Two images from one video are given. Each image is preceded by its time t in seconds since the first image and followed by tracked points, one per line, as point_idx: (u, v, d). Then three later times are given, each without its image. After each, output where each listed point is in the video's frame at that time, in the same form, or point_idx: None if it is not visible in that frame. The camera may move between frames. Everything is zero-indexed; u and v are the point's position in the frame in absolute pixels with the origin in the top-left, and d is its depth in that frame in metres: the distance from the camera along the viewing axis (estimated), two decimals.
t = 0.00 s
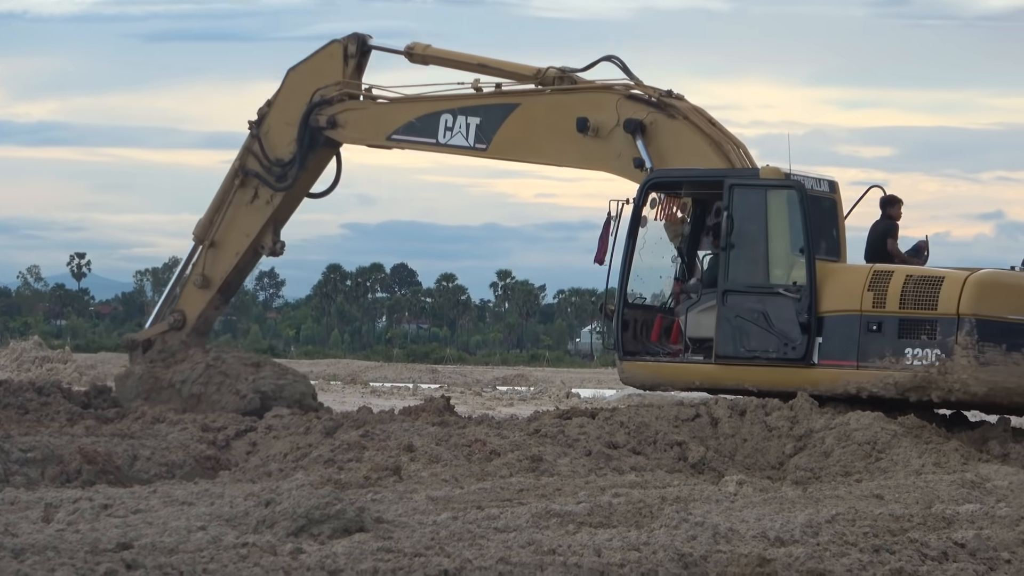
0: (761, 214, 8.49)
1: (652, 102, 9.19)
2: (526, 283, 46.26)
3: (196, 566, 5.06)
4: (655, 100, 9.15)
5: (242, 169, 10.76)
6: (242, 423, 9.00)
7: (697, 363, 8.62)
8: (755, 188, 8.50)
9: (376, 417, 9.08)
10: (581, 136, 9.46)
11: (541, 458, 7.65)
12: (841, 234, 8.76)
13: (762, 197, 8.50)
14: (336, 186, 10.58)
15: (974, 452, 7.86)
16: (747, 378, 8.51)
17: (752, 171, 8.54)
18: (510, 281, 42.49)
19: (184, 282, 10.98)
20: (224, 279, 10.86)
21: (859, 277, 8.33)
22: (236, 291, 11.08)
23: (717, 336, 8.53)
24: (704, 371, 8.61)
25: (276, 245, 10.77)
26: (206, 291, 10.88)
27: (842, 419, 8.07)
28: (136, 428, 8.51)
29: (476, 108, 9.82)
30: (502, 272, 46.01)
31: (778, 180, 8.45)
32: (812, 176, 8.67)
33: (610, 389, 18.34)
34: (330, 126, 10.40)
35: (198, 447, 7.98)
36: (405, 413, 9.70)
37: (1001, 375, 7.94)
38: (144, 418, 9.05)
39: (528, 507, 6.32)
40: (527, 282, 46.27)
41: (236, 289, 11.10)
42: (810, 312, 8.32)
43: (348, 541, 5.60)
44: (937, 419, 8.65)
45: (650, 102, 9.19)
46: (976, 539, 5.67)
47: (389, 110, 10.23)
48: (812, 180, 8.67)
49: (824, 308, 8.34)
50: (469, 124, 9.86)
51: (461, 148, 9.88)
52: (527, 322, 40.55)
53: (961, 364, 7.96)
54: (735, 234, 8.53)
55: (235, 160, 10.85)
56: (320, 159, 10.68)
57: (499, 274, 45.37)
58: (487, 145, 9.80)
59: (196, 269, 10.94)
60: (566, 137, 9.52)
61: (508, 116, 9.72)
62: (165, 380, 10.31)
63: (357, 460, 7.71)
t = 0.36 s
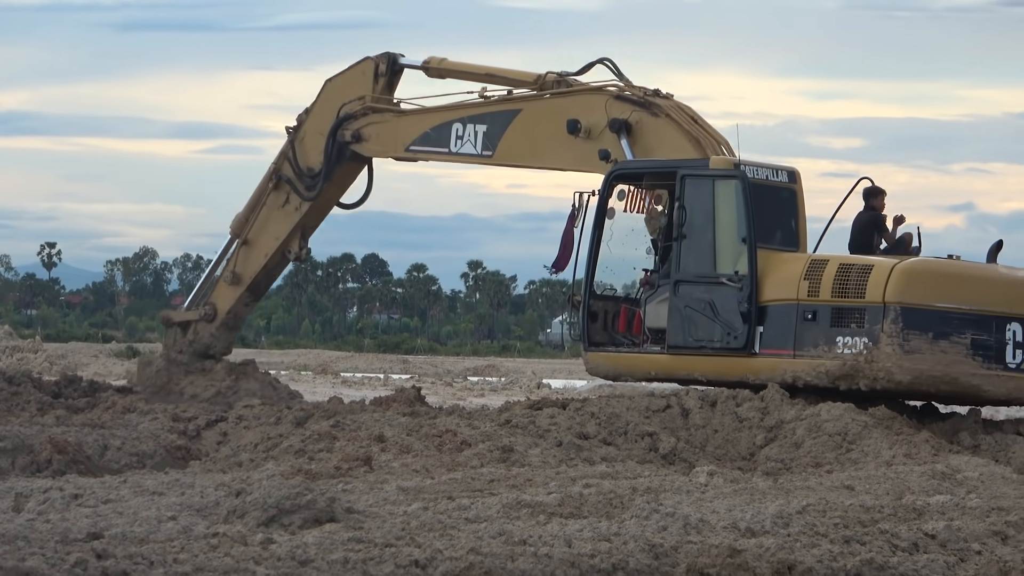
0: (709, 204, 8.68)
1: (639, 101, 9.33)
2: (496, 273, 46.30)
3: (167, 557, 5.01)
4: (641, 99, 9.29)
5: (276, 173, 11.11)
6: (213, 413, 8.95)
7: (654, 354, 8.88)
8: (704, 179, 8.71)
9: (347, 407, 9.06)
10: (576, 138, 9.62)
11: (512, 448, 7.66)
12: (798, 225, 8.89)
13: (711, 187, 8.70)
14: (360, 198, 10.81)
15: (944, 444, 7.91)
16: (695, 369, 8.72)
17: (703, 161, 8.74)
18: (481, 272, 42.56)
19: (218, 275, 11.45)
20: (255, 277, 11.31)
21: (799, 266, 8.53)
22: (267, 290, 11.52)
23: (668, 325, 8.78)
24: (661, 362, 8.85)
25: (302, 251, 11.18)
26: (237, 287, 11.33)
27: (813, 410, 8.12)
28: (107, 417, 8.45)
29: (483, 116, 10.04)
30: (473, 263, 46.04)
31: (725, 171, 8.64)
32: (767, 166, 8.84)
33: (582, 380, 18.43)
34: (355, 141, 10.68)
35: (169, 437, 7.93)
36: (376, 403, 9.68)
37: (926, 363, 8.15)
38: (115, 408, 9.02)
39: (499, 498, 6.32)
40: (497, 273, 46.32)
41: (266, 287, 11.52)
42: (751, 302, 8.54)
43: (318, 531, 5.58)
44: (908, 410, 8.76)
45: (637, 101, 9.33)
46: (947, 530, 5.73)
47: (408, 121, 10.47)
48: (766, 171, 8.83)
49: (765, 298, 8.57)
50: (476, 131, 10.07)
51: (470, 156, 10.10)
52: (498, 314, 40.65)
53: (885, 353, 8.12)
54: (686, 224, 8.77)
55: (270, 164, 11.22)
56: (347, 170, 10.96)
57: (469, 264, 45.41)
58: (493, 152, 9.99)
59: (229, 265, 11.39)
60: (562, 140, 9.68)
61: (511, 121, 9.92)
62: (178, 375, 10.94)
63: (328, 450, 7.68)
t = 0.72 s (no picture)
0: (675, 195, 8.76)
1: (624, 97, 9.41)
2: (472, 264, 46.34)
3: (144, 548, 4.98)
4: (627, 96, 9.38)
5: (285, 170, 11.22)
6: (189, 404, 8.91)
7: (624, 345, 8.99)
8: (670, 170, 8.78)
9: (324, 397, 9.04)
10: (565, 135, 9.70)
11: (488, 439, 7.65)
12: (769, 215, 8.93)
13: (677, 178, 8.76)
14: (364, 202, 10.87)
15: (921, 434, 7.97)
16: (662, 359, 8.81)
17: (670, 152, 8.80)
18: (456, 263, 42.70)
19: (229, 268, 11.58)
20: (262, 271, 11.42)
21: (763, 256, 8.56)
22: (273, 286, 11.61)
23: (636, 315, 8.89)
24: (631, 353, 8.96)
25: (307, 249, 11.27)
26: (244, 280, 11.45)
27: (790, 401, 8.17)
28: (83, 408, 8.41)
29: (477, 116, 10.12)
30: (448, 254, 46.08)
31: (689, 162, 8.68)
32: (737, 157, 8.86)
33: (558, 371, 18.51)
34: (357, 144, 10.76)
35: (146, 428, 7.89)
36: (352, 394, 9.66)
37: (880, 352, 8.15)
38: (91, 399, 8.97)
39: (475, 488, 6.32)
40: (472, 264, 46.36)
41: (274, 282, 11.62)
42: (714, 292, 8.59)
43: (295, 522, 5.56)
44: (885, 402, 8.80)
45: (622, 97, 9.41)
46: (924, 521, 5.77)
47: (409, 123, 10.55)
48: (735, 161, 8.85)
49: (728, 287, 8.63)
50: (471, 131, 10.15)
51: (465, 156, 10.17)
52: (474, 304, 40.96)
53: (839, 342, 8.13)
54: (654, 214, 8.87)
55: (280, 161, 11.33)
56: (352, 173, 11.03)
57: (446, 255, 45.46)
58: (486, 151, 10.06)
59: (238, 259, 11.51)
60: (552, 138, 9.76)
61: (504, 120, 10.00)
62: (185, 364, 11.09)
63: (305, 441, 7.66)
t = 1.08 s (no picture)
0: (651, 187, 8.80)
1: (605, 91, 9.42)
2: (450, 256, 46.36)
3: (122, 540, 4.95)
4: (608, 89, 9.39)
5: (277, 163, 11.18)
6: (167, 395, 8.88)
7: (602, 337, 9.04)
8: (647, 161, 8.82)
9: (303, 389, 9.02)
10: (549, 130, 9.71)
11: (467, 431, 7.66)
12: (746, 207, 8.95)
13: (653, 170, 8.81)
14: (353, 199, 10.83)
15: (899, 426, 8.02)
16: (637, 350, 8.86)
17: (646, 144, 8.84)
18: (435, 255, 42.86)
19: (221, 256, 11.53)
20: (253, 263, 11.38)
21: (736, 247, 8.59)
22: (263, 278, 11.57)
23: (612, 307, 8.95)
24: (608, 345, 9.00)
25: (296, 243, 11.23)
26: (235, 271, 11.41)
27: (769, 392, 8.21)
28: (62, 400, 8.36)
29: (464, 112, 10.12)
30: (427, 247, 46.12)
31: (664, 154, 8.71)
32: (713, 149, 8.89)
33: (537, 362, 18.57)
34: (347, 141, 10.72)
35: (125, 420, 7.86)
36: (331, 386, 9.64)
37: (850, 343, 8.16)
38: (70, 390, 8.93)
39: (455, 480, 6.32)
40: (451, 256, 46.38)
41: (265, 273, 11.57)
42: (688, 283, 8.62)
43: (274, 513, 5.55)
44: (864, 393, 8.85)
45: (604, 91, 9.42)
46: (902, 513, 5.82)
47: (398, 120, 10.52)
48: (712, 153, 8.88)
49: (701, 278, 8.65)
50: (458, 127, 10.15)
51: (452, 152, 10.17)
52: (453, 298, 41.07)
53: (809, 333, 8.17)
54: (630, 206, 8.92)
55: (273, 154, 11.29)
56: (343, 170, 10.99)
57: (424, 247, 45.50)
58: (473, 147, 10.07)
59: (229, 248, 11.46)
60: (538, 134, 9.77)
61: (490, 116, 10.00)
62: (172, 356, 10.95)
63: (284, 433, 7.64)
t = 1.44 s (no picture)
0: (634, 179, 8.82)
1: (589, 89, 9.44)
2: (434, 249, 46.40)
3: (107, 531, 4.94)
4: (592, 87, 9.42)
5: (267, 165, 11.11)
6: (151, 387, 8.86)
7: (586, 328, 9.06)
8: (630, 153, 8.85)
9: (287, 381, 9.00)
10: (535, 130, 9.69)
11: (452, 423, 7.66)
12: (729, 198, 8.94)
13: (636, 162, 8.83)
14: (341, 206, 10.79)
15: (884, 418, 8.06)
16: (620, 343, 8.88)
17: (629, 137, 8.87)
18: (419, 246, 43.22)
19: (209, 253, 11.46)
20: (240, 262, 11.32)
21: (720, 240, 8.60)
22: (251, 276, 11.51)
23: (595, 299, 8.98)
24: (591, 336, 9.02)
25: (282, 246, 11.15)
26: (222, 268, 11.35)
27: (754, 384, 8.24)
28: (45, 392, 8.33)
29: (450, 115, 10.11)
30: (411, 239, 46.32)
31: (647, 146, 8.73)
32: (697, 141, 8.90)
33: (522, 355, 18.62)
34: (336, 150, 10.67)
35: (108, 413, 7.83)
36: (315, 378, 9.63)
37: (829, 336, 8.19)
38: (54, 382, 8.91)
39: (440, 472, 6.32)
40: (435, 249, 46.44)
41: (252, 272, 11.51)
42: (670, 275, 8.66)
43: (258, 505, 5.54)
44: (849, 386, 8.90)
45: (588, 89, 9.44)
46: (887, 505, 5.85)
47: (386, 126, 10.48)
48: (695, 145, 8.89)
49: (683, 271, 8.70)
50: (444, 130, 10.14)
51: (440, 156, 10.15)
52: (438, 288, 41.75)
53: (789, 325, 8.19)
54: (613, 198, 8.94)
55: (263, 155, 11.19)
56: (331, 177, 10.93)
57: (408, 239, 45.60)
58: (460, 149, 10.04)
59: (217, 246, 11.39)
60: (524, 135, 9.74)
61: (475, 119, 9.98)
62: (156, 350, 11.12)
63: (268, 425, 7.62)
